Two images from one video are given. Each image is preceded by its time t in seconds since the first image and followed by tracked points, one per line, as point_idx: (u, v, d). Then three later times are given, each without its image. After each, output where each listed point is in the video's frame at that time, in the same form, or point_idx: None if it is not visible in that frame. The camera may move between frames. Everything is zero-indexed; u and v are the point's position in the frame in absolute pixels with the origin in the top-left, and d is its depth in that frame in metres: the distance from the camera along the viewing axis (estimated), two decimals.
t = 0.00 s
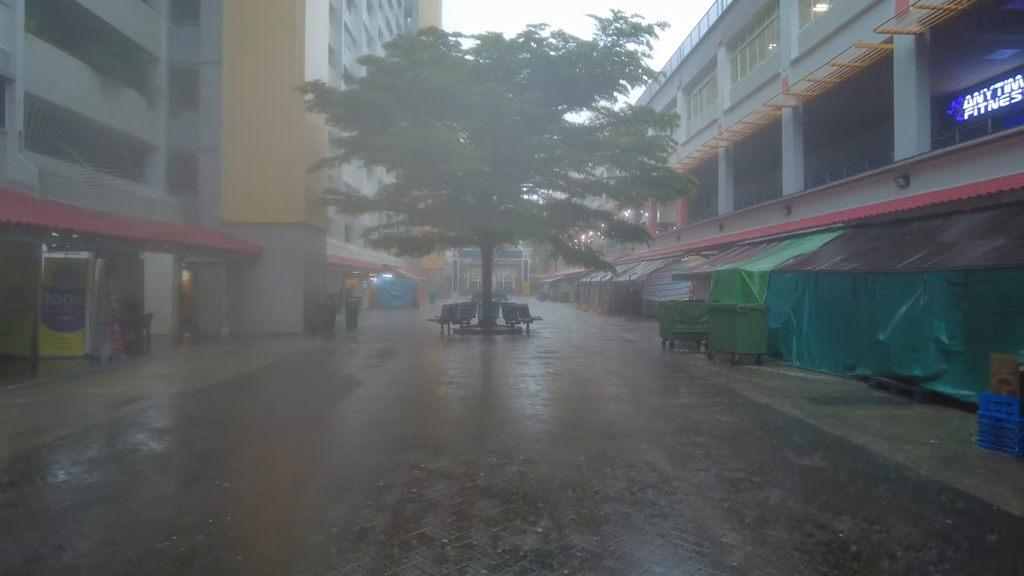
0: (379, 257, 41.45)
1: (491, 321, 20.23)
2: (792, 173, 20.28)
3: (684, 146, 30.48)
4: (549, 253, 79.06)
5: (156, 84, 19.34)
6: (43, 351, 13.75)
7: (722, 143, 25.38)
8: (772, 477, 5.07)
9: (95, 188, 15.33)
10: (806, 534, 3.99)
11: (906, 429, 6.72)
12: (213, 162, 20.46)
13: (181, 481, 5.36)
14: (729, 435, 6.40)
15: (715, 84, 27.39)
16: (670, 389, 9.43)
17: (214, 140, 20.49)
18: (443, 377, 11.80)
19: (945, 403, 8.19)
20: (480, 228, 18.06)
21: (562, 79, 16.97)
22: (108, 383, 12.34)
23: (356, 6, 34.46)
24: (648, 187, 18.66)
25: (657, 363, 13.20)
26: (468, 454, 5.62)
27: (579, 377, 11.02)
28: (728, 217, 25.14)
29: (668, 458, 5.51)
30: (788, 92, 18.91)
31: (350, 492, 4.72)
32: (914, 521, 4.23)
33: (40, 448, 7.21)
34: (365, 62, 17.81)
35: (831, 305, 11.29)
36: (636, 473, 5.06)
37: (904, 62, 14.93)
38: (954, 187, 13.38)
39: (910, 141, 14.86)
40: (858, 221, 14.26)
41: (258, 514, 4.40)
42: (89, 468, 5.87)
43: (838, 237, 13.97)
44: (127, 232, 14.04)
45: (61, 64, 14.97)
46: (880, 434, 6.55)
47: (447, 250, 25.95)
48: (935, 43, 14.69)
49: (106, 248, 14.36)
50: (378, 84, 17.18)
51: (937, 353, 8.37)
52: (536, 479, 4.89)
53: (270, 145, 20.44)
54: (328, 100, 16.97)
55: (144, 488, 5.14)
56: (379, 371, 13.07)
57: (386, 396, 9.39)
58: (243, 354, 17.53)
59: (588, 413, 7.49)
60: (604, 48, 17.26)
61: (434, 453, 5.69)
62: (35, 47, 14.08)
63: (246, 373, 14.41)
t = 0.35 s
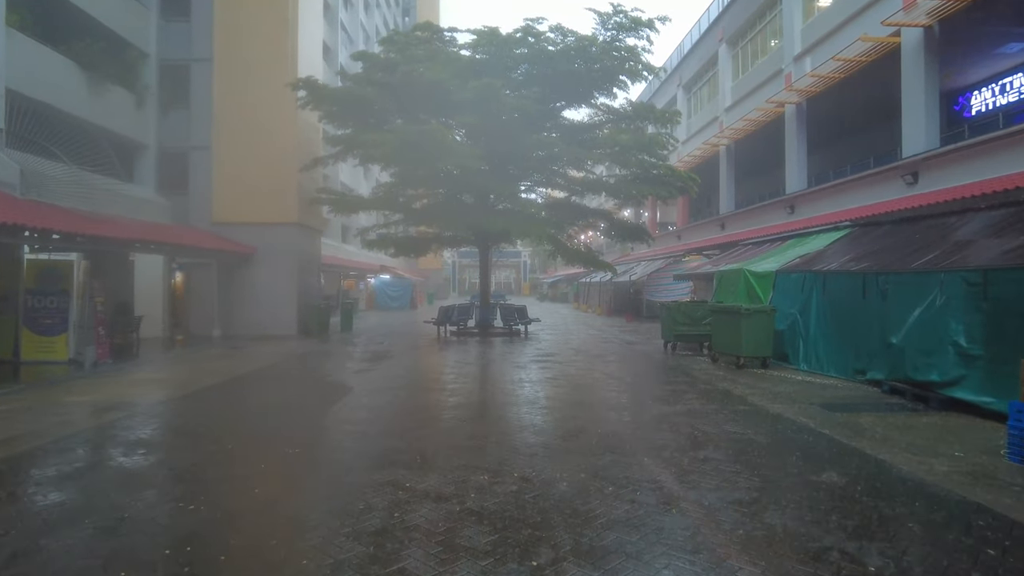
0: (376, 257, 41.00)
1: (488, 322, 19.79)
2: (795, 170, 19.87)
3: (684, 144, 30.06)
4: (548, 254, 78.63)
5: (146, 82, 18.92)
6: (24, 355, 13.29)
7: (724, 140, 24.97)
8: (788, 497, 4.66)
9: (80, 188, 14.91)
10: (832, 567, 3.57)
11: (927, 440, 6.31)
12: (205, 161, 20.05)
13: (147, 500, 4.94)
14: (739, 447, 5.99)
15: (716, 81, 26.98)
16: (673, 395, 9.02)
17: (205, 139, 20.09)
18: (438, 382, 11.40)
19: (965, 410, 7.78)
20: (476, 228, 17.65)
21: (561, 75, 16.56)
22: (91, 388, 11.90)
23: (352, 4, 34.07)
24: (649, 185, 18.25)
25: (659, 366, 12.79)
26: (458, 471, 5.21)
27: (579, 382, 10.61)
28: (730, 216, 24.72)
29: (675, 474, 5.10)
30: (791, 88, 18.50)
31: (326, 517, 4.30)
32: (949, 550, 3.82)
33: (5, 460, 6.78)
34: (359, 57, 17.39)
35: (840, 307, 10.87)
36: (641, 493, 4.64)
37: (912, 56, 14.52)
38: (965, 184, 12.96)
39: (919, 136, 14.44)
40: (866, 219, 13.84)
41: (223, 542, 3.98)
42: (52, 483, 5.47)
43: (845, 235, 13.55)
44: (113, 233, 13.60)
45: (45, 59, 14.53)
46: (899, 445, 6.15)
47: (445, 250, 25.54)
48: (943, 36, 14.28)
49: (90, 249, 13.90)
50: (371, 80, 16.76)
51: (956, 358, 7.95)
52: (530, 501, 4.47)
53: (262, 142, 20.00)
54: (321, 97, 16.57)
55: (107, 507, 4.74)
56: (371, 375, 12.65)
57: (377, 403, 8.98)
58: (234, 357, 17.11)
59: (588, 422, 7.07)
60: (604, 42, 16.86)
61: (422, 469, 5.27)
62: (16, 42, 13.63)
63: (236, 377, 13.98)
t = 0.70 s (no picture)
0: (374, 256, 40.60)
1: (486, 322, 19.38)
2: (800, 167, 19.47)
3: (686, 141, 29.65)
4: (547, 253, 78.18)
5: (137, 77, 18.50)
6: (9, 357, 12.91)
7: (726, 137, 24.57)
8: (813, 515, 4.26)
9: (68, 185, 14.53)
10: None
11: (955, 449, 5.90)
12: (198, 158, 19.66)
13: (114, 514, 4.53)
14: (756, 457, 5.59)
15: (718, 77, 26.57)
16: (680, 399, 8.62)
17: (198, 136, 19.69)
18: (435, 384, 11.00)
19: (989, 415, 7.39)
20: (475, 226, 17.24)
21: (561, 69, 16.17)
22: (75, 391, 11.51)
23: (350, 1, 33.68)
24: (652, 181, 17.85)
25: (663, 368, 12.39)
26: (452, 485, 4.81)
27: (581, 384, 10.23)
28: (733, 214, 24.32)
29: (688, 489, 4.70)
30: (796, 82, 18.09)
31: (305, 539, 3.89)
32: None
33: None
34: (354, 50, 17.00)
35: (852, 307, 10.47)
36: (653, 512, 4.24)
37: (923, 48, 14.11)
38: (978, 179, 12.55)
39: (930, 130, 14.03)
40: (876, 217, 13.43)
41: (189, 568, 3.58)
42: (17, 494, 5.09)
43: (854, 233, 13.15)
44: (100, 230, 13.20)
45: (30, 52, 14.12)
46: (925, 454, 5.75)
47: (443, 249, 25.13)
48: (955, 27, 13.87)
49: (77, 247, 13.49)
50: (367, 74, 16.36)
51: (980, 360, 7.56)
52: (529, 522, 4.06)
53: (255, 139, 19.57)
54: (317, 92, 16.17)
55: (70, 524, 4.35)
56: (366, 377, 12.25)
57: (370, 408, 8.58)
58: (227, 358, 16.71)
59: (591, 429, 6.67)
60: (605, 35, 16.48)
61: (413, 483, 4.87)
62: None
63: (227, 379, 13.59)
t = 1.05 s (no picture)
0: (371, 256, 40.18)
1: (484, 324, 18.99)
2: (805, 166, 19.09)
3: (687, 140, 29.27)
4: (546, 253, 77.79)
5: (127, 72, 18.08)
6: None
7: (728, 136, 24.20)
8: (839, 543, 3.87)
9: (54, 182, 14.14)
10: None
11: (983, 464, 5.52)
12: (189, 156, 19.25)
13: (71, 538, 4.14)
14: (771, 473, 5.21)
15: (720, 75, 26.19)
16: (686, 407, 8.21)
17: (190, 132, 19.27)
18: (430, 389, 10.60)
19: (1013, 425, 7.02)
20: (472, 225, 16.84)
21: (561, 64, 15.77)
22: (57, 395, 11.10)
23: None
24: (654, 180, 17.46)
25: (666, 372, 11.99)
26: (443, 507, 4.42)
27: (582, 390, 9.86)
28: (735, 214, 23.94)
29: (701, 512, 4.31)
30: (801, 80, 17.72)
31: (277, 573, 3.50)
32: None
33: None
34: (349, 45, 16.61)
35: (864, 309, 10.09)
36: (663, 540, 3.85)
37: (933, 43, 13.74)
38: (991, 177, 12.18)
39: (940, 128, 13.67)
40: (885, 216, 13.06)
41: None
42: None
43: (864, 233, 12.75)
44: (85, 229, 12.79)
45: (14, 45, 13.71)
46: (953, 470, 5.35)
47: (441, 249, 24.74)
48: (966, 22, 13.50)
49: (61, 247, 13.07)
50: (362, 69, 15.98)
51: (1003, 367, 7.20)
52: (527, 555, 3.65)
53: (249, 136, 19.17)
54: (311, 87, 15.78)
55: (18, 549, 3.94)
56: (359, 381, 11.85)
57: (361, 415, 8.17)
58: (218, 360, 16.29)
59: (593, 441, 6.26)
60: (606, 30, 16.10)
61: (401, 504, 4.47)
62: None
63: (217, 382, 13.19)
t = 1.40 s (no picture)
0: (366, 256, 39.65)
1: (480, 325, 18.54)
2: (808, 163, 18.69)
3: (686, 138, 28.86)
4: (543, 253, 77.35)
5: (113, 67, 17.59)
6: None
7: (729, 133, 23.80)
8: None
9: (34, 180, 13.69)
10: None
11: (1016, 479, 5.10)
12: (177, 153, 18.76)
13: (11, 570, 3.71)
14: (786, 491, 4.78)
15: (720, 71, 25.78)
16: (690, 413, 7.78)
17: (179, 129, 18.78)
18: (423, 393, 10.16)
19: None
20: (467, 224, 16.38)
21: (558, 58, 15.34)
22: (31, 401, 10.63)
23: None
24: (653, 177, 17.03)
25: (667, 375, 11.56)
26: (427, 534, 3.98)
27: (580, 395, 9.42)
28: (735, 213, 23.53)
29: (713, 541, 3.88)
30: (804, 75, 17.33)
31: None
32: None
33: None
34: (340, 39, 16.15)
35: (875, 311, 9.67)
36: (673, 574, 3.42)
37: (941, 36, 13.34)
38: (1003, 173, 11.78)
39: (949, 123, 13.27)
40: (893, 214, 12.65)
41: None
42: None
43: (871, 231, 12.35)
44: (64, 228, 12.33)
45: None
46: (982, 486, 4.94)
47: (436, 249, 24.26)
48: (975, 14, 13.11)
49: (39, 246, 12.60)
50: (354, 63, 15.53)
51: None
52: None
53: (239, 134, 18.71)
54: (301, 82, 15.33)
55: None
56: (348, 386, 11.39)
57: (348, 422, 7.73)
58: (206, 363, 15.83)
59: (593, 453, 5.84)
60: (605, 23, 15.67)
61: (381, 531, 4.04)
62: None
63: (204, 385, 12.73)
